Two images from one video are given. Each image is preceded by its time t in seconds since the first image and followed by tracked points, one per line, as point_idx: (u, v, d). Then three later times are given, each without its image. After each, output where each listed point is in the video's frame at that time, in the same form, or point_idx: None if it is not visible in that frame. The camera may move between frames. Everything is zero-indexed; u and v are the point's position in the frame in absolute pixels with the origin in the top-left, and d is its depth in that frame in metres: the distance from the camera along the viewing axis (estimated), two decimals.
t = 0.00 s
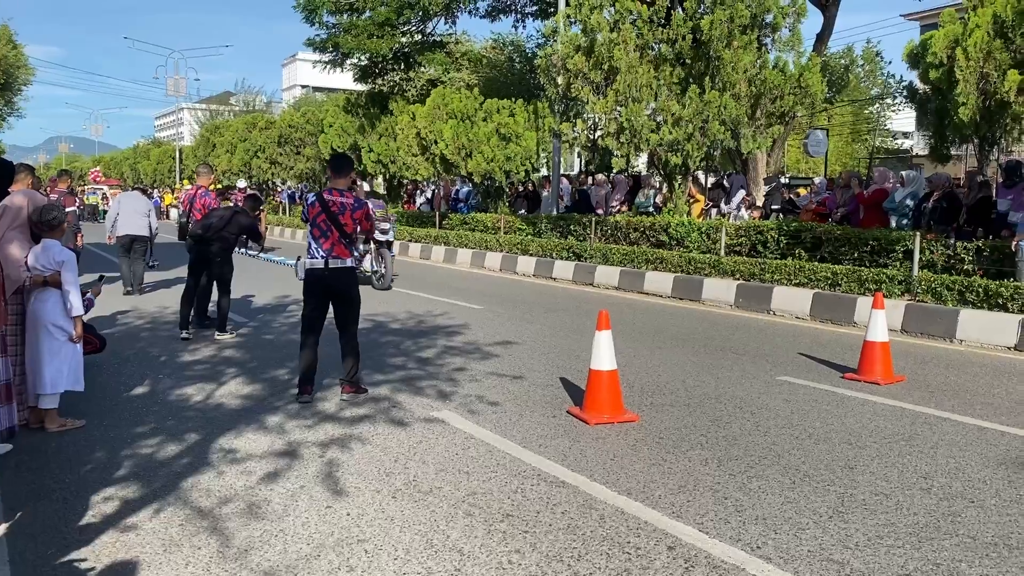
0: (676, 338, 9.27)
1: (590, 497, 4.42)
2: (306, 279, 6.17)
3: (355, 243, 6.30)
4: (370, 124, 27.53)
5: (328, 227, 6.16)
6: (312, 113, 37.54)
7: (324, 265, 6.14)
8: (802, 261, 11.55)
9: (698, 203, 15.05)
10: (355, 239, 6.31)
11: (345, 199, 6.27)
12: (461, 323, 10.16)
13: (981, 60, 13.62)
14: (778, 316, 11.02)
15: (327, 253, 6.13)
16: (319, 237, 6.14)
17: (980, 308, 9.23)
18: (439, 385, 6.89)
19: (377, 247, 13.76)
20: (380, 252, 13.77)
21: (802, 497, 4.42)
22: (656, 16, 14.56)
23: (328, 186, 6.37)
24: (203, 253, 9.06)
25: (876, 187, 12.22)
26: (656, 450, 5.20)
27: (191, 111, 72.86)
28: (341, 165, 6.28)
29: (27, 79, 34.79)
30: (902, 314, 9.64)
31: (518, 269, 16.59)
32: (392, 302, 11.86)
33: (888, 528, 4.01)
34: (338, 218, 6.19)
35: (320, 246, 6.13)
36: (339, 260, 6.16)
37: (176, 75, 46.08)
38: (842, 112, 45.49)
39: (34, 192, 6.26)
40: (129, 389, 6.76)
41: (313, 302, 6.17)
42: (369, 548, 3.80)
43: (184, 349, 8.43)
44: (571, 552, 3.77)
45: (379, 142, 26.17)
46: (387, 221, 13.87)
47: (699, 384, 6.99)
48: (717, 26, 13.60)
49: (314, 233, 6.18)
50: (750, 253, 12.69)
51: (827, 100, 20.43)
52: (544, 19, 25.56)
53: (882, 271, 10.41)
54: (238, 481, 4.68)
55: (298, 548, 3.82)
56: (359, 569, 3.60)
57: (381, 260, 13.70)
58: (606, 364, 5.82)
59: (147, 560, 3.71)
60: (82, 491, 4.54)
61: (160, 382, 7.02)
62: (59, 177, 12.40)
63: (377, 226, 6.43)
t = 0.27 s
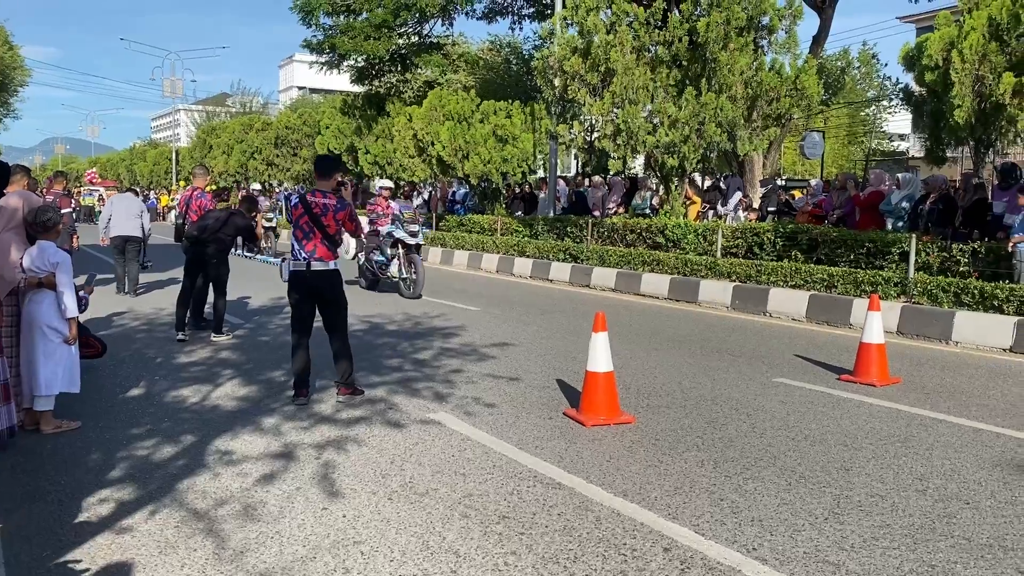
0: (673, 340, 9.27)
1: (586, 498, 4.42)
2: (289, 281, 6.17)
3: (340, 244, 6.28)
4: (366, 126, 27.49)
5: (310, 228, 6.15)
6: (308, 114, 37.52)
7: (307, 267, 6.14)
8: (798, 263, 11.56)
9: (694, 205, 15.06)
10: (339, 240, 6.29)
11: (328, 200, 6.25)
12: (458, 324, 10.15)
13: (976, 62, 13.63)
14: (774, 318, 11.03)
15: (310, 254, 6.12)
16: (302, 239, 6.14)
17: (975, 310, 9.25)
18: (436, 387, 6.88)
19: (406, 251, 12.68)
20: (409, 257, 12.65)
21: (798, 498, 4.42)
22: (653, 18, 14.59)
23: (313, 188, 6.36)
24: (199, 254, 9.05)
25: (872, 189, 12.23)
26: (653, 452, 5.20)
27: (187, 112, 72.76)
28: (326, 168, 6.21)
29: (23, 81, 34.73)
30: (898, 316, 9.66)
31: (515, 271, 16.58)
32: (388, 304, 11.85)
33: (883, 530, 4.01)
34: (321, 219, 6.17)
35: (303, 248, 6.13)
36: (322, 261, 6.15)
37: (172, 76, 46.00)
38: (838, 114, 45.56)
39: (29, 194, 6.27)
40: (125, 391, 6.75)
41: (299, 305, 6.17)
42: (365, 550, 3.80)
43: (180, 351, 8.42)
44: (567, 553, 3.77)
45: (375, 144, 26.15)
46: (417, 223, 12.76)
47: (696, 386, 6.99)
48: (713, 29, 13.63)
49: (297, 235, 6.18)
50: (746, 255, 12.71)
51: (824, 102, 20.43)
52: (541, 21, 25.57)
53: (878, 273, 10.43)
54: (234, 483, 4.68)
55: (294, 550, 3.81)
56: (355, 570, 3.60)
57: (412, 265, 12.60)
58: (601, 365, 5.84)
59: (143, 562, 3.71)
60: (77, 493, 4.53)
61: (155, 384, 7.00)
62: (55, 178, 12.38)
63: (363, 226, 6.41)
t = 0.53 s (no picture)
0: (668, 341, 9.28)
1: (582, 500, 4.42)
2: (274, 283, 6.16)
3: (321, 245, 6.21)
4: (362, 128, 27.45)
5: (290, 230, 6.11)
6: (304, 116, 37.49)
7: (287, 270, 6.11)
8: (793, 264, 11.58)
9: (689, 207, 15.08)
10: (322, 241, 6.22)
11: (309, 201, 6.20)
12: (453, 326, 10.14)
13: (971, 65, 13.67)
14: (769, 320, 11.04)
15: (289, 257, 6.09)
16: (282, 241, 6.12)
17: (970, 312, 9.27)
18: (431, 388, 6.87)
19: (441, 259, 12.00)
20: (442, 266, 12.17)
21: (793, 500, 4.43)
22: (648, 21, 14.63)
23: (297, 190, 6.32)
24: (194, 256, 9.03)
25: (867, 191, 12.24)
26: (648, 454, 5.21)
27: (183, 113, 72.69)
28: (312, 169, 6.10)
29: (18, 82, 34.66)
30: (893, 317, 9.68)
31: (511, 272, 16.58)
32: (384, 306, 11.84)
33: (878, 532, 4.02)
34: (300, 221, 6.12)
35: (283, 251, 6.11)
36: (301, 263, 6.11)
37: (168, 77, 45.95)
38: (833, 116, 45.65)
39: (23, 195, 6.26)
40: (120, 393, 6.74)
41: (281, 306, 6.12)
42: (360, 552, 3.79)
43: (175, 352, 8.40)
44: (562, 555, 3.77)
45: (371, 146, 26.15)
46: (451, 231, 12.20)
47: (691, 388, 6.99)
48: (709, 31, 13.66)
49: (278, 238, 6.16)
50: (741, 257, 12.73)
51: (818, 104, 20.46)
52: (537, 23, 25.59)
53: (873, 274, 10.46)
54: (229, 485, 4.67)
55: (289, 552, 3.80)
56: (349, 573, 3.59)
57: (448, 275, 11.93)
58: (597, 367, 5.84)
59: (137, 564, 3.70)
60: (71, 495, 4.51)
61: (150, 385, 6.98)
62: (50, 180, 12.37)
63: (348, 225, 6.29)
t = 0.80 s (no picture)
0: (662, 342, 9.30)
1: (577, 503, 4.42)
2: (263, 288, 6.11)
3: (308, 246, 6.08)
4: (357, 129, 27.41)
5: (275, 233, 6.02)
6: (299, 117, 37.45)
7: (273, 273, 6.03)
8: (788, 266, 11.61)
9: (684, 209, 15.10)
10: (308, 242, 6.09)
11: (293, 203, 6.07)
12: (449, 328, 10.13)
13: (965, 67, 13.71)
14: (764, 322, 11.06)
15: (275, 261, 6.01)
16: (267, 244, 6.03)
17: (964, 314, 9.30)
18: (426, 391, 6.86)
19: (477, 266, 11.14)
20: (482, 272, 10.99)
21: (788, 502, 4.43)
22: (643, 23, 14.67)
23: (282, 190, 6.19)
24: (188, 258, 9.02)
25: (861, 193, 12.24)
26: (643, 456, 5.21)
27: (177, 115, 72.62)
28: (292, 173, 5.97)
29: (11, 84, 34.58)
30: (887, 319, 9.70)
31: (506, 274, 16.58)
32: (379, 308, 11.83)
33: (873, 534, 4.03)
34: (284, 224, 6.01)
35: (269, 254, 6.03)
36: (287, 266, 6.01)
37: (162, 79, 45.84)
38: (827, 118, 45.77)
39: (18, 199, 6.29)
40: (114, 395, 6.72)
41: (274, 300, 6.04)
42: (355, 555, 3.79)
43: (169, 354, 8.38)
44: (557, 558, 3.77)
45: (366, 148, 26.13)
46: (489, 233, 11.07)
47: (686, 390, 7.00)
48: (704, 33, 13.69)
49: (264, 240, 6.07)
50: (736, 259, 12.75)
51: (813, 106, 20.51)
52: (532, 25, 25.59)
53: (867, 276, 10.48)
54: (223, 487, 4.66)
55: (284, 555, 3.80)
56: None
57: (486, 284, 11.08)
58: (593, 369, 5.84)
59: (131, 568, 3.68)
60: (65, 498, 4.50)
61: (145, 388, 6.96)
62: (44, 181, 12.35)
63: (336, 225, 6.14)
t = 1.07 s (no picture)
0: (655, 345, 9.31)
1: (571, 505, 4.41)
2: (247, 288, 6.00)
3: (290, 250, 6.01)
4: (350, 131, 27.39)
5: (256, 237, 5.97)
6: (293, 119, 37.38)
7: (255, 277, 5.96)
8: (781, 268, 11.63)
9: (678, 211, 15.13)
10: (290, 246, 6.02)
11: (275, 206, 6.04)
12: (443, 330, 10.12)
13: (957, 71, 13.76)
14: (757, 324, 11.07)
15: (257, 264, 5.95)
16: (249, 248, 5.98)
17: (956, 316, 9.33)
18: (420, 393, 6.85)
19: (524, 275, 9.90)
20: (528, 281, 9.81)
21: (782, 504, 4.44)
22: (637, 25, 14.69)
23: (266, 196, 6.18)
24: (181, 261, 9.00)
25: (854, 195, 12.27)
26: (638, 458, 5.21)
27: (170, 117, 72.39)
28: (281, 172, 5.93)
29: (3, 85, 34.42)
30: (880, 321, 9.73)
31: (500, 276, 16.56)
32: (373, 310, 11.81)
33: (867, 536, 4.03)
34: (265, 227, 5.97)
35: (251, 258, 5.98)
36: (268, 270, 5.94)
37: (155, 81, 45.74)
38: (820, 121, 45.91)
39: (9, 200, 6.26)
40: (106, 398, 6.69)
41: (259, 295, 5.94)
42: (349, 558, 3.78)
43: (162, 357, 8.35)
44: (552, 560, 3.77)
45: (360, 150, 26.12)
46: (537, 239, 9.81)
47: (680, 392, 7.01)
48: (697, 36, 13.71)
49: (247, 245, 6.03)
50: (729, 261, 12.78)
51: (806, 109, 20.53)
52: (526, 27, 25.60)
53: (860, 279, 10.51)
54: (217, 491, 4.64)
55: (277, 558, 3.78)
56: None
57: (535, 295, 9.80)
58: (587, 372, 5.85)
59: (123, 572, 3.66)
60: (57, 502, 4.47)
61: (137, 391, 6.94)
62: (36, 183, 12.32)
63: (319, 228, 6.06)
